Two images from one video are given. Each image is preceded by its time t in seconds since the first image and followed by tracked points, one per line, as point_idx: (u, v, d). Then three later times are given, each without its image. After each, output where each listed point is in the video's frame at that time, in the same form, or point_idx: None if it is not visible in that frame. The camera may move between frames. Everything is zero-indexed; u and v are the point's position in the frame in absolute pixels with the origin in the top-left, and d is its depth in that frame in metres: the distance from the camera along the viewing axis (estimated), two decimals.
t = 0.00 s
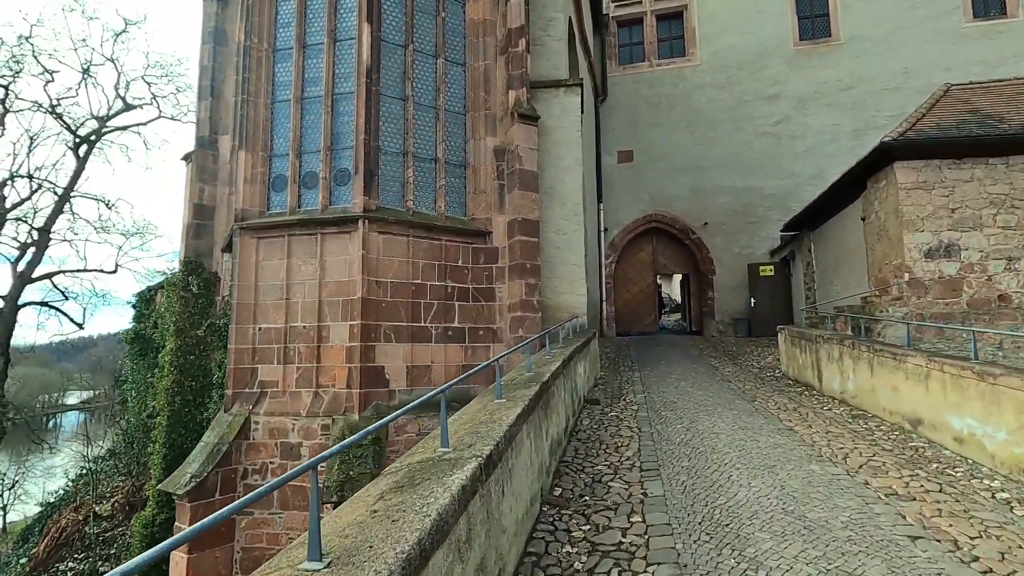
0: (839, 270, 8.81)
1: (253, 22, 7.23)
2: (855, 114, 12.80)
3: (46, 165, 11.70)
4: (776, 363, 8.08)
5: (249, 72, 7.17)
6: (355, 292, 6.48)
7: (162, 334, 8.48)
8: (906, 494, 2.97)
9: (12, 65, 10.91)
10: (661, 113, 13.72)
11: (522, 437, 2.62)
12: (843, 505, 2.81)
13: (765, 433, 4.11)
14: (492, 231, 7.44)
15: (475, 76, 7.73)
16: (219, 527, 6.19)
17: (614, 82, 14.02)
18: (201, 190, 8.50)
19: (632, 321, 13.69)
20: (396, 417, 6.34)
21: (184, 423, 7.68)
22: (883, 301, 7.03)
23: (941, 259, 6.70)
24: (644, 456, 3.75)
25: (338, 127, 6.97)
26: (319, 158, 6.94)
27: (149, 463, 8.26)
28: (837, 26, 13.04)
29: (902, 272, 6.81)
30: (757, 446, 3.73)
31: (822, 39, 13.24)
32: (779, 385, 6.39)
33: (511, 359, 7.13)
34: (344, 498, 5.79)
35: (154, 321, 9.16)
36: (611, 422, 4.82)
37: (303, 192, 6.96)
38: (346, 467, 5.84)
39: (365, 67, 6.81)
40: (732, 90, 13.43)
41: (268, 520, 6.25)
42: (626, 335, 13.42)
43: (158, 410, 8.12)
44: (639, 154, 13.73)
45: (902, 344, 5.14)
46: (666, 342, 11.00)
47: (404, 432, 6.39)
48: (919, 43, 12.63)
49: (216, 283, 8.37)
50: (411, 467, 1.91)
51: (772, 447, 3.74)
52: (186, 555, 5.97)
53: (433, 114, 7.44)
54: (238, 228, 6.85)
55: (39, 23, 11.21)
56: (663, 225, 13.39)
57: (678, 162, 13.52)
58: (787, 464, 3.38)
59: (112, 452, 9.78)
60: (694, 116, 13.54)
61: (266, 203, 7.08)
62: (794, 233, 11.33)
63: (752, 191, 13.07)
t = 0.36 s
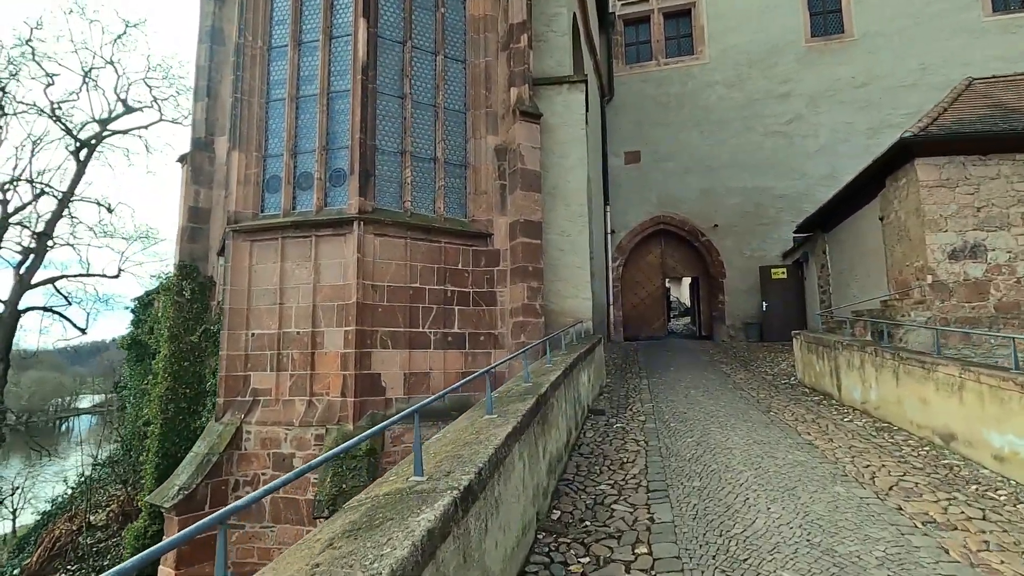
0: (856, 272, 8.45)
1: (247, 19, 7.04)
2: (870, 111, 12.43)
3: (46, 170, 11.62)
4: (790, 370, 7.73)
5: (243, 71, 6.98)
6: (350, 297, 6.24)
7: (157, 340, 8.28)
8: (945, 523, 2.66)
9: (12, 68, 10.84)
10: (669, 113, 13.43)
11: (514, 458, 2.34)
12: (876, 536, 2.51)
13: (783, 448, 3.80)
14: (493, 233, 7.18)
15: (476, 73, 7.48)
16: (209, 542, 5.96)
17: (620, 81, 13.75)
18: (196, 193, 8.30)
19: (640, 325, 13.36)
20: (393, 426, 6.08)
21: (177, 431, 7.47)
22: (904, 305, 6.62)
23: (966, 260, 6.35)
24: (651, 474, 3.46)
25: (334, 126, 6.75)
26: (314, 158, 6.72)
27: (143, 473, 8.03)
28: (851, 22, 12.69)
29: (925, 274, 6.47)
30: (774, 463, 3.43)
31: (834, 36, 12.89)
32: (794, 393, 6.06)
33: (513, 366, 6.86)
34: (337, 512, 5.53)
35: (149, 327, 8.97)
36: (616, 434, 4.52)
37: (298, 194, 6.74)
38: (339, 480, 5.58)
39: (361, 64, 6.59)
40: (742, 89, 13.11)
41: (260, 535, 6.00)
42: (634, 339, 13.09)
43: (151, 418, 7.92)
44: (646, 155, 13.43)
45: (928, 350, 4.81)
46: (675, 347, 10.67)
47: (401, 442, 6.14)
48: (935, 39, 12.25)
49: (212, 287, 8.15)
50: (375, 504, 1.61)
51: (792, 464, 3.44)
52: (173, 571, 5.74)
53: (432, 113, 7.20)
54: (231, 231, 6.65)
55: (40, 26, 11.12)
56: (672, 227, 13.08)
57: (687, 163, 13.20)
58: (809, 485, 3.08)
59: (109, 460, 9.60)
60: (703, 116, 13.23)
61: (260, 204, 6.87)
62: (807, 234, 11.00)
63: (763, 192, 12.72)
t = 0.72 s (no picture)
0: (858, 274, 8.20)
1: (226, 9, 6.75)
2: (869, 111, 12.22)
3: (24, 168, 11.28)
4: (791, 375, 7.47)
5: (220, 63, 6.67)
6: (331, 300, 5.94)
7: (133, 344, 7.95)
8: (975, 556, 2.38)
9: None
10: (665, 112, 13.18)
11: (490, 484, 2.05)
12: (901, 571, 2.23)
13: (789, 463, 3.53)
14: (483, 233, 6.89)
15: (465, 67, 7.20)
16: (180, 558, 5.64)
17: (615, 80, 13.50)
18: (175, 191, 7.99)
19: (636, 328, 13.08)
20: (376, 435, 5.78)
21: (152, 440, 7.15)
22: (910, 309, 6.27)
23: (975, 262, 6.10)
24: (647, 494, 3.18)
25: (316, 121, 6.45)
26: (295, 155, 6.41)
27: (116, 484, 7.67)
28: (850, 20, 12.48)
29: (931, 276, 6.22)
30: (781, 482, 3.15)
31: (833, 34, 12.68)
32: (797, 401, 5.79)
33: (502, 371, 6.56)
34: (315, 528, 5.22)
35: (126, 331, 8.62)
36: (610, 446, 4.23)
37: (278, 191, 6.44)
38: (317, 494, 5.24)
39: (344, 55, 6.30)
40: (739, 88, 12.88)
41: (234, 550, 5.69)
42: (630, 343, 12.81)
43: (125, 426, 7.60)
44: (642, 155, 13.18)
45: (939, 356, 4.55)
46: (671, 351, 10.40)
47: (384, 453, 5.85)
48: (935, 37, 12.06)
49: (190, 289, 7.77)
50: (312, 555, 1.31)
51: (800, 483, 3.16)
52: None
53: (419, 108, 6.91)
54: (207, 231, 6.34)
55: (18, 20, 10.78)
56: (668, 229, 12.83)
57: (683, 163, 12.95)
58: (820, 509, 2.81)
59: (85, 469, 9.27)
60: (700, 115, 12.99)
61: (238, 203, 6.56)
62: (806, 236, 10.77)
63: (761, 192, 12.49)
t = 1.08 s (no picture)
0: (863, 271, 7.91)
1: None
2: (873, 105, 11.94)
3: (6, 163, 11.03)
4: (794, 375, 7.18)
5: (198, 49, 6.37)
6: (312, 297, 5.66)
7: (111, 343, 7.65)
8: None
9: None
10: (664, 106, 12.89)
11: (453, 506, 1.77)
12: None
13: (794, 473, 3.25)
14: (472, 227, 6.61)
15: (455, 54, 6.91)
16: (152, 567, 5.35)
17: (613, 74, 13.22)
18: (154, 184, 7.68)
19: (634, 327, 12.81)
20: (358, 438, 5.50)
21: (129, 442, 6.87)
22: (918, 306, 6.00)
23: (987, 258, 5.82)
24: (640, 508, 2.89)
25: (297, 110, 6.16)
26: (275, 145, 6.12)
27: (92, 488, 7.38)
28: (853, 12, 12.19)
29: (941, 272, 5.94)
30: (786, 495, 2.87)
31: (836, 26, 12.38)
32: (801, 403, 5.50)
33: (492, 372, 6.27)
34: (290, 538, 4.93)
35: (105, 329, 8.31)
36: (601, 453, 3.95)
37: (258, 183, 6.16)
38: (293, 502, 4.96)
39: (326, 40, 6.01)
40: (739, 81, 12.59)
41: (209, 559, 5.40)
42: (627, 342, 12.54)
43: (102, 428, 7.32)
44: (640, 150, 12.89)
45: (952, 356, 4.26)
46: (671, 350, 10.12)
47: (367, 457, 5.58)
48: (940, 30, 11.79)
49: (170, 285, 7.43)
50: None
51: (807, 496, 2.88)
52: None
53: (406, 96, 6.62)
54: (182, 225, 6.06)
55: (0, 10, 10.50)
56: (667, 226, 12.54)
57: (682, 158, 12.67)
58: (832, 527, 2.53)
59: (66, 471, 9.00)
60: (699, 110, 12.71)
61: (217, 195, 6.27)
62: (808, 233, 10.49)
63: (762, 188, 12.21)
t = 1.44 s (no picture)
0: (903, 263, 7.44)
1: None
2: (911, 87, 11.31)
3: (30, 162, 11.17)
4: (828, 374, 6.78)
5: (206, 42, 6.25)
6: (321, 294, 5.48)
7: (127, 341, 7.60)
8: None
9: None
10: (688, 94, 12.43)
11: (443, 544, 1.53)
12: None
13: (837, 490, 2.94)
14: (486, 221, 6.37)
15: (468, 41, 6.64)
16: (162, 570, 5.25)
17: (634, 61, 12.80)
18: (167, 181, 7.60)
19: (657, 323, 12.43)
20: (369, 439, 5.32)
21: (144, 441, 6.82)
22: (967, 301, 5.68)
23: None
24: (664, 529, 2.62)
25: (306, 102, 5.98)
26: (283, 138, 5.96)
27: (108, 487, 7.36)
28: None
29: (992, 264, 5.49)
30: (829, 517, 2.58)
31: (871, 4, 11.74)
32: (836, 406, 5.12)
33: (508, 371, 6.02)
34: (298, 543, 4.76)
35: (122, 327, 8.28)
36: (621, 462, 3.67)
37: (266, 178, 6.00)
38: (301, 506, 4.80)
39: (333, 28, 5.81)
40: (768, 66, 12.06)
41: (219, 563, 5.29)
42: (650, 339, 12.19)
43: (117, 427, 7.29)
44: (663, 139, 12.46)
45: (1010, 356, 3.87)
46: (696, 347, 9.74)
47: (379, 460, 5.39)
48: (985, 5, 11.08)
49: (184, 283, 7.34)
50: None
51: (854, 519, 2.58)
52: None
53: (417, 86, 6.39)
54: (192, 221, 5.94)
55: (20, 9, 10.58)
56: (691, 218, 12.12)
57: (707, 147, 12.21)
58: (885, 559, 2.23)
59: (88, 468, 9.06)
60: (725, 96, 12.21)
61: (226, 191, 6.15)
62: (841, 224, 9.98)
63: (791, 177, 11.69)
